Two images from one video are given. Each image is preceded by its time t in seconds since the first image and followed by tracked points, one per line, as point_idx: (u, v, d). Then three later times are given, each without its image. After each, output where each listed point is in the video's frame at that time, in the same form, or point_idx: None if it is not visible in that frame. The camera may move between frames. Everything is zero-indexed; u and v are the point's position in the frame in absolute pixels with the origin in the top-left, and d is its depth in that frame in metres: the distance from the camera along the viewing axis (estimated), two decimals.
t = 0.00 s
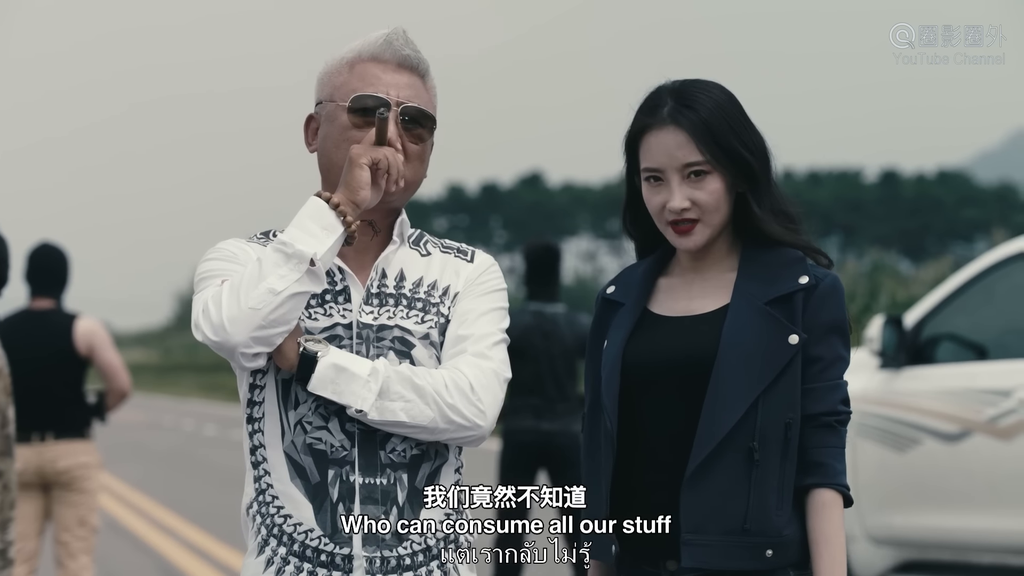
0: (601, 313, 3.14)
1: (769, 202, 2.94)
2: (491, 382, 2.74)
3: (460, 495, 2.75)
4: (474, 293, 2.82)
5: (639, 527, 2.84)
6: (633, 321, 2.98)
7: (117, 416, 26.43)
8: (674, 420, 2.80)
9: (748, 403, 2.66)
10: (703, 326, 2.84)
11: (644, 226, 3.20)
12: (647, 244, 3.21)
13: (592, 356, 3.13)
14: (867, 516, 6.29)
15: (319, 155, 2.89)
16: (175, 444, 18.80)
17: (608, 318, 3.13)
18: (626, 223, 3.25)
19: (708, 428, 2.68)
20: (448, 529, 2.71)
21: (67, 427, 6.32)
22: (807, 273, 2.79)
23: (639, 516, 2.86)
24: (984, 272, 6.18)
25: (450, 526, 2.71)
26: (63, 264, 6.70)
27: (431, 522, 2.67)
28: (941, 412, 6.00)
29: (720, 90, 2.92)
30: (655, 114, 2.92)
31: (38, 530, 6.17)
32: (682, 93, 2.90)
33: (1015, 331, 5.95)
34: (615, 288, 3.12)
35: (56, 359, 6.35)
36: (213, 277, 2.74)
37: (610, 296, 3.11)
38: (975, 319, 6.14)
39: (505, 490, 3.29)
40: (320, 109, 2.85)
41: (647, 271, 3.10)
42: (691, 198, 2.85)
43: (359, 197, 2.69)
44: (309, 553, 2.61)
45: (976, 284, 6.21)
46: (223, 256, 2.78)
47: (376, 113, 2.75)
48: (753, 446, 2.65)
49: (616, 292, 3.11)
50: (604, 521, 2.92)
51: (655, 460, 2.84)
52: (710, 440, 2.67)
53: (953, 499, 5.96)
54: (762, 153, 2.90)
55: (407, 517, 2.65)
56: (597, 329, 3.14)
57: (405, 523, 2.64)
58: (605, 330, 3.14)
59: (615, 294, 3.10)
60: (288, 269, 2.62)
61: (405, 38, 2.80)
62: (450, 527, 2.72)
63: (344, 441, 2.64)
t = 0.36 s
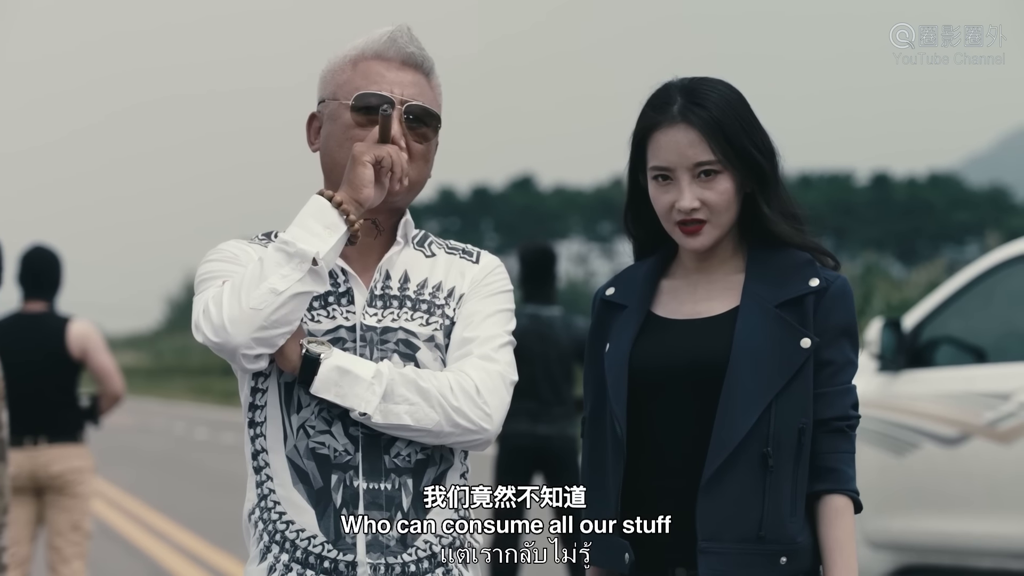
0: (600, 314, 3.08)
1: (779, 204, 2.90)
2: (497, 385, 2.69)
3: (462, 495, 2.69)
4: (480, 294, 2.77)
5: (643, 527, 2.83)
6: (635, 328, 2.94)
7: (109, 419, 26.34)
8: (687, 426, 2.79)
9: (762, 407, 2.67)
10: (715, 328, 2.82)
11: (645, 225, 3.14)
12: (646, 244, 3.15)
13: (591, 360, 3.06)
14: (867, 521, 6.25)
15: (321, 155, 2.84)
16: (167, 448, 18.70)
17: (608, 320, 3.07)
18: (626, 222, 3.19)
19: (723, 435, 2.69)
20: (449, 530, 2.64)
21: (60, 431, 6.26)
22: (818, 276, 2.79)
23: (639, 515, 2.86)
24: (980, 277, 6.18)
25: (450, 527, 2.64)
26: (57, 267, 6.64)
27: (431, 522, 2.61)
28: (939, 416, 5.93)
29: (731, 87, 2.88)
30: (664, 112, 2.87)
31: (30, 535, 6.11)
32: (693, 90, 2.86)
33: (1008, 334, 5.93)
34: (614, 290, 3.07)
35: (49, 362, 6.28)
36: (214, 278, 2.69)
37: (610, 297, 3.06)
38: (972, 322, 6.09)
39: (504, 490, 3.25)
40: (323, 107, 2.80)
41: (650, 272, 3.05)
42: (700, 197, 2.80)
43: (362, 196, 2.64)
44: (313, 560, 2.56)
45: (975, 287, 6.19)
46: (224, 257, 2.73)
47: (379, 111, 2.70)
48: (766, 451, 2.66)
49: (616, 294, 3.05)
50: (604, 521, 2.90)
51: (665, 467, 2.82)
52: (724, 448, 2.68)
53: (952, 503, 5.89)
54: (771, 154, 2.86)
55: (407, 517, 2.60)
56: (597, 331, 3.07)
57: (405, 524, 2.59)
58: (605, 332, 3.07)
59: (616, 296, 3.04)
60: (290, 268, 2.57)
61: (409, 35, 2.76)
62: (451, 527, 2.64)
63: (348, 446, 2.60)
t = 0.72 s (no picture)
0: (604, 318, 3.04)
1: (788, 207, 2.86)
2: (504, 389, 2.65)
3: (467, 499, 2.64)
4: (485, 297, 2.72)
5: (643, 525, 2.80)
6: (642, 333, 2.90)
7: (102, 424, 26.28)
8: (695, 433, 2.75)
9: (771, 412, 2.64)
10: (723, 332, 2.78)
11: (650, 227, 3.09)
12: (649, 247, 3.10)
13: (595, 365, 3.02)
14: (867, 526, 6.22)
15: (325, 155, 2.79)
16: (161, 452, 18.63)
17: (613, 324, 3.03)
18: (630, 225, 3.14)
19: (732, 441, 2.65)
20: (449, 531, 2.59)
21: (54, 436, 6.19)
22: (827, 279, 2.76)
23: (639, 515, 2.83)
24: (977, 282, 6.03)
25: (450, 527, 2.59)
26: (50, 271, 6.57)
27: (433, 524, 2.57)
28: (938, 420, 5.86)
29: (741, 88, 2.85)
30: (672, 112, 2.83)
31: (24, 541, 6.05)
32: (702, 91, 2.83)
33: (1006, 340, 5.78)
34: (619, 293, 3.02)
35: (44, 366, 6.22)
36: (216, 280, 2.65)
37: (614, 301, 3.02)
38: (971, 326, 5.95)
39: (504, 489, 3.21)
40: (327, 107, 2.76)
41: (656, 275, 3.01)
42: (710, 200, 2.77)
43: (366, 196, 2.60)
44: (316, 567, 2.52)
45: (975, 290, 6.03)
46: (225, 259, 2.69)
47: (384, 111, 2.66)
48: (775, 458, 2.63)
49: (621, 297, 3.01)
50: (605, 522, 2.88)
51: (672, 474, 2.78)
52: (731, 456, 2.64)
53: (950, 507, 5.83)
54: (781, 156, 2.83)
55: (408, 519, 2.55)
56: (601, 336, 3.03)
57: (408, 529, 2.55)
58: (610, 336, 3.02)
59: (621, 299, 3.00)
60: (293, 269, 2.52)
61: (414, 34, 2.71)
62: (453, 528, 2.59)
63: (352, 451, 2.55)
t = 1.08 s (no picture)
0: (605, 322, 3.00)
1: (793, 210, 2.83)
2: (507, 394, 2.61)
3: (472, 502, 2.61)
4: (488, 301, 2.69)
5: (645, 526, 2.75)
6: (646, 338, 2.86)
7: (93, 427, 26.13)
8: (698, 440, 2.72)
9: (778, 418, 2.61)
10: (730, 337, 2.75)
11: (653, 230, 3.06)
12: (652, 250, 3.06)
13: (597, 370, 2.97)
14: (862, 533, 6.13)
15: (325, 158, 2.76)
16: (151, 458, 18.52)
17: (614, 328, 2.99)
18: (632, 228, 3.10)
19: (739, 447, 2.61)
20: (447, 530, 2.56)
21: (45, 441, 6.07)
22: (834, 282, 2.73)
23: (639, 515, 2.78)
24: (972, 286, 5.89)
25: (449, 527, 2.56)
26: (40, 275, 6.44)
27: (435, 524, 2.54)
28: (935, 425, 5.75)
29: (747, 88, 2.82)
30: (677, 111, 2.80)
31: (15, 547, 5.95)
32: (707, 90, 2.80)
33: (1006, 345, 5.67)
34: (621, 298, 2.98)
35: (34, 371, 6.09)
36: (214, 284, 2.61)
37: (616, 306, 2.97)
38: (969, 330, 5.84)
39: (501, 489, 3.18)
40: (327, 109, 2.72)
41: (659, 279, 2.97)
42: (713, 201, 2.73)
43: (367, 197, 2.56)
44: None
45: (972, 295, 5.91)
46: (224, 262, 2.64)
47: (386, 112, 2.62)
48: (783, 464, 2.59)
49: (623, 303, 2.96)
50: (605, 522, 2.85)
51: (676, 482, 2.74)
52: (737, 463, 2.60)
53: (945, 512, 5.72)
54: (786, 157, 2.80)
55: (410, 520, 2.52)
56: (602, 341, 2.99)
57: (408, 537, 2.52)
58: (613, 340, 2.98)
59: (623, 305, 2.96)
60: (292, 272, 2.48)
61: (417, 35, 2.68)
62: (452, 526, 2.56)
63: (352, 458, 2.51)
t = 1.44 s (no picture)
0: (605, 326, 2.97)
1: (797, 213, 2.81)
2: (509, 398, 2.58)
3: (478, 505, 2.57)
4: (488, 304, 2.65)
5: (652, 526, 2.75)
6: (648, 342, 2.83)
7: (84, 432, 25.94)
8: (704, 446, 2.71)
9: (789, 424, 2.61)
10: (737, 341, 2.75)
11: (654, 229, 3.03)
12: (653, 250, 3.03)
13: (597, 373, 2.94)
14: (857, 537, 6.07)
15: (322, 158, 2.72)
16: (140, 462, 18.37)
17: (613, 331, 2.96)
18: (632, 228, 3.07)
19: (751, 455, 2.61)
20: (436, 529, 2.50)
21: (35, 446, 5.88)
22: (841, 285, 2.73)
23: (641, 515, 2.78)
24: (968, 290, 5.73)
25: (438, 526, 2.50)
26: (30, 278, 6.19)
27: (443, 527, 2.50)
28: (931, 429, 5.63)
29: (754, 87, 2.80)
30: (683, 108, 2.77)
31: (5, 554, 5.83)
32: (715, 87, 2.77)
33: (1006, 349, 5.53)
34: (620, 300, 2.95)
35: (24, 375, 5.88)
36: (211, 286, 2.57)
37: (615, 309, 2.94)
38: (966, 333, 5.70)
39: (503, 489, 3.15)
40: (325, 109, 2.69)
41: (660, 281, 2.94)
42: (717, 199, 2.70)
43: (366, 198, 2.53)
44: None
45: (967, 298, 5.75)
46: (221, 265, 2.61)
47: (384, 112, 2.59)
48: (795, 469, 2.60)
49: (622, 305, 2.93)
50: (609, 522, 2.81)
51: (684, 486, 2.74)
52: (752, 468, 2.61)
53: (941, 517, 5.63)
54: (792, 159, 2.77)
55: (405, 521, 2.48)
56: (602, 344, 2.96)
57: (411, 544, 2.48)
58: (612, 343, 2.94)
59: (623, 307, 2.92)
60: (290, 274, 2.44)
61: (415, 34, 2.64)
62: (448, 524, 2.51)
63: (352, 463, 2.48)
